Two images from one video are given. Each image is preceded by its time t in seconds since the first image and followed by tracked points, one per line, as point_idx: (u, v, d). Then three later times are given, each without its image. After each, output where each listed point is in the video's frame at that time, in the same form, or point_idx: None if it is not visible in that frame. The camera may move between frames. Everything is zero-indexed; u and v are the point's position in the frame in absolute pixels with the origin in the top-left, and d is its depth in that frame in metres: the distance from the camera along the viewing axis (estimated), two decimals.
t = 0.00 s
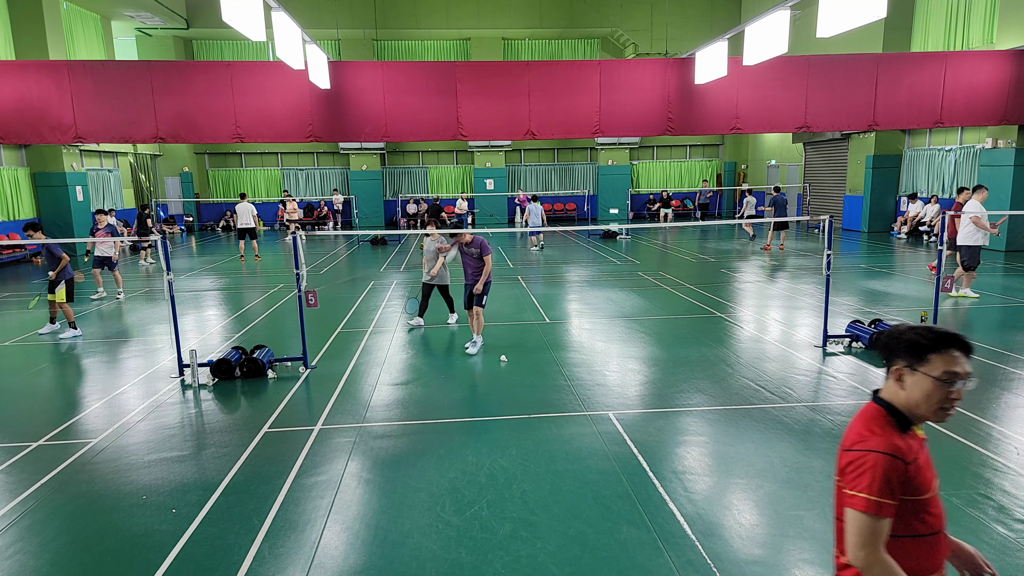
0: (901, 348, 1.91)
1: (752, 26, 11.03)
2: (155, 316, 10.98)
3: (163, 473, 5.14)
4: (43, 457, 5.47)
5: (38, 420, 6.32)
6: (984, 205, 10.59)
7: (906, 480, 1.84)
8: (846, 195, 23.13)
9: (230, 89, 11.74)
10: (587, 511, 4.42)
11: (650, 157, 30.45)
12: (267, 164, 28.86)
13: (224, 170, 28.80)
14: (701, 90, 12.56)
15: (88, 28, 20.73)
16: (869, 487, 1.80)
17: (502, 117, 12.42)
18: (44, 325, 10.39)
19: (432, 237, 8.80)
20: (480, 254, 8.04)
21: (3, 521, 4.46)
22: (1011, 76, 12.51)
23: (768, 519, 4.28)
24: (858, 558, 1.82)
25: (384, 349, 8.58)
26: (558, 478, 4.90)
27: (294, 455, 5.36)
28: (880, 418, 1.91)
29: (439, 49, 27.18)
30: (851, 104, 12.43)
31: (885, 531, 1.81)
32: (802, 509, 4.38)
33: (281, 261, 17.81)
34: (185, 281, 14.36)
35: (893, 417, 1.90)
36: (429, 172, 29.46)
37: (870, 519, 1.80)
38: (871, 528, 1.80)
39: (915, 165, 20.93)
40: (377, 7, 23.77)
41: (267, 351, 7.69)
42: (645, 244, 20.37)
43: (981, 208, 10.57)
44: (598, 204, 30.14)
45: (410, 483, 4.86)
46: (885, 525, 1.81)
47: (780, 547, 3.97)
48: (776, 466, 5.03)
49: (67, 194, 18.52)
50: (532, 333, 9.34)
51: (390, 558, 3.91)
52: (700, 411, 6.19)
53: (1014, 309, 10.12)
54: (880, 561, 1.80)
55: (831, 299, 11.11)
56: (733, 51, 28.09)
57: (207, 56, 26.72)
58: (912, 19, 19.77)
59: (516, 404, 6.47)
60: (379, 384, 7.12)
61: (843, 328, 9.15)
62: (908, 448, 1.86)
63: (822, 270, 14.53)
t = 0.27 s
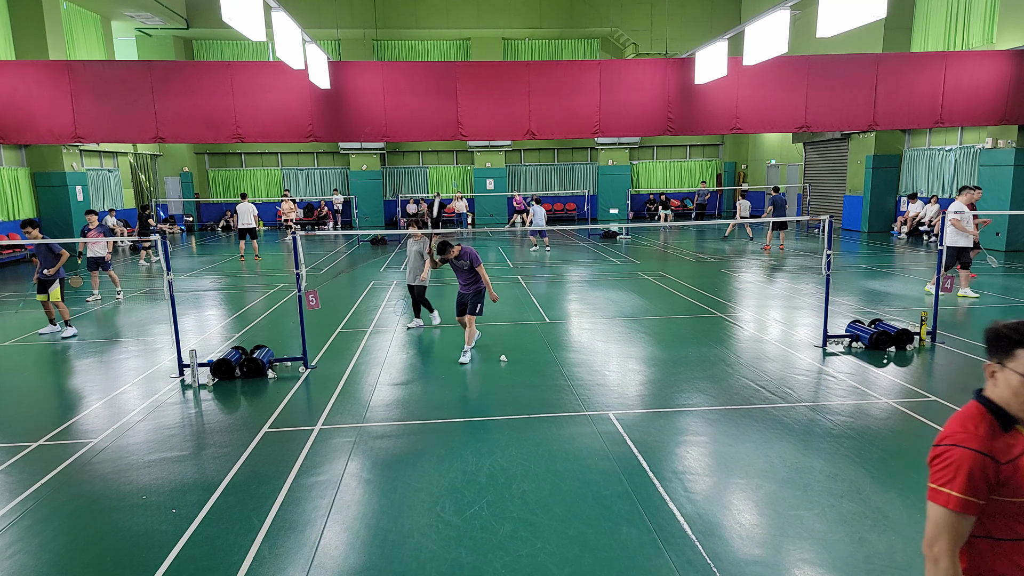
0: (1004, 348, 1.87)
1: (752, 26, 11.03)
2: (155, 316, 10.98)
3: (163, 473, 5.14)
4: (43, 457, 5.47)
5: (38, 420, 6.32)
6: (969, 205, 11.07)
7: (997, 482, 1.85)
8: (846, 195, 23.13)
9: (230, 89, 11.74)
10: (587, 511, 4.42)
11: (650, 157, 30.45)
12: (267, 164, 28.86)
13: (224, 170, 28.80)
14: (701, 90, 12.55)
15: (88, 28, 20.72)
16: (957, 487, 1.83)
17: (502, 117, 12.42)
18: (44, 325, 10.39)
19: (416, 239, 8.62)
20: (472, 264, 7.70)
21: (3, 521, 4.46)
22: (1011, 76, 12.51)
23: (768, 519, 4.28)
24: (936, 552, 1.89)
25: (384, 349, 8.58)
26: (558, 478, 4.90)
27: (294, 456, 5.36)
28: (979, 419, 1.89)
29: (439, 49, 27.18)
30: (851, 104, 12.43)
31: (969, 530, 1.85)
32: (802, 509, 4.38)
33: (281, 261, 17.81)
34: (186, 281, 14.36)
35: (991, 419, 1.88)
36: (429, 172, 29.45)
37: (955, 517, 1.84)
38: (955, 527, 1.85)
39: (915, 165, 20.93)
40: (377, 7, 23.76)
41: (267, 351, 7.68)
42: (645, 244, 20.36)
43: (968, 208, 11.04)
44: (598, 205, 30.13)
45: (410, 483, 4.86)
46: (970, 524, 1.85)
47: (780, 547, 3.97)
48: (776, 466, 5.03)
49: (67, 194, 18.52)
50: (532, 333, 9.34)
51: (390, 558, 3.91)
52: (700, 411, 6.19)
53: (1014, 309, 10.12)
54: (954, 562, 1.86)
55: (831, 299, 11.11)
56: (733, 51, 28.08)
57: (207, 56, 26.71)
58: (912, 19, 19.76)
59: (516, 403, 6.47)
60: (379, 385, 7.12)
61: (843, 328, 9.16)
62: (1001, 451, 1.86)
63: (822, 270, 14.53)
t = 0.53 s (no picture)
0: None
1: (752, 25, 11.01)
2: (154, 316, 10.96)
3: (163, 473, 5.12)
4: (42, 457, 5.45)
5: (37, 420, 6.30)
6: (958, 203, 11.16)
7: None
8: (846, 195, 23.10)
9: (230, 89, 11.72)
10: (587, 511, 4.40)
11: (650, 156, 30.42)
12: (267, 164, 28.84)
13: (224, 169, 28.78)
14: (701, 90, 12.53)
15: (87, 27, 20.70)
16: None
17: (502, 117, 12.39)
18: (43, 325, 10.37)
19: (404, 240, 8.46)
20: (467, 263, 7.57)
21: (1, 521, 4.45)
22: (1012, 76, 12.48)
23: (769, 520, 4.27)
24: (1000, 559, 1.76)
25: (384, 349, 8.56)
26: (558, 478, 4.88)
27: (294, 456, 5.34)
28: None
29: (439, 49, 27.16)
30: (852, 104, 12.40)
31: None
32: (803, 510, 4.37)
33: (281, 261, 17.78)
34: (185, 281, 14.34)
35: None
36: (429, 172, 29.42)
37: None
38: None
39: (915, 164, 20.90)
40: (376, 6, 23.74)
41: (266, 351, 7.67)
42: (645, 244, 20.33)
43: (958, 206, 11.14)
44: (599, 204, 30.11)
45: (410, 483, 4.84)
46: None
47: (781, 548, 3.96)
48: (777, 466, 5.01)
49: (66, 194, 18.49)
50: (532, 333, 9.32)
51: (389, 558, 3.90)
52: (701, 412, 6.17)
53: (1015, 309, 10.10)
54: (1019, 574, 1.72)
55: (832, 300, 11.09)
56: (734, 50, 28.05)
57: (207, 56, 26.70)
58: (913, 19, 19.74)
59: (516, 404, 6.45)
60: (379, 385, 7.11)
61: (843, 329, 9.14)
62: None
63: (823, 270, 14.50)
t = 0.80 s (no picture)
0: None
1: (751, 26, 11.04)
2: (155, 316, 10.98)
3: (163, 473, 5.14)
4: (43, 457, 5.47)
5: (39, 420, 6.32)
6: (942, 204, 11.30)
7: None
8: (846, 195, 23.14)
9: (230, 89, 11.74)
10: (587, 511, 4.42)
11: (650, 157, 30.46)
12: (267, 164, 28.88)
13: (224, 170, 28.81)
14: (701, 90, 12.55)
15: (88, 28, 20.72)
16: None
17: (502, 117, 12.42)
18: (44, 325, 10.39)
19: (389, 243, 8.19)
20: (461, 262, 7.46)
21: (3, 521, 4.46)
22: (1011, 76, 12.51)
23: (768, 519, 4.29)
24: None
25: (384, 349, 8.57)
26: (558, 478, 4.90)
27: (294, 455, 5.36)
28: None
29: (439, 49, 27.20)
30: (851, 104, 12.43)
31: None
32: (802, 509, 4.39)
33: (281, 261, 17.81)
34: (186, 281, 14.37)
35: None
36: (429, 172, 29.46)
37: None
38: None
39: (915, 165, 20.93)
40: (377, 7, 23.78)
41: (267, 351, 7.69)
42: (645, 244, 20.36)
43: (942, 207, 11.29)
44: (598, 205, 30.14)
45: (410, 483, 4.86)
46: None
47: (780, 547, 3.98)
48: (776, 466, 5.04)
49: (66, 194, 18.52)
50: (532, 333, 9.35)
51: (390, 558, 3.92)
52: (700, 411, 6.19)
53: (1014, 309, 10.12)
54: None
55: (831, 299, 11.11)
56: (733, 50, 28.08)
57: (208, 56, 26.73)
58: (912, 19, 19.77)
59: (516, 403, 6.47)
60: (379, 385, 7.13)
61: (842, 328, 9.16)
62: None
63: (822, 270, 14.53)
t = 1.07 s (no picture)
0: None
1: (752, 26, 11.03)
2: (155, 316, 10.98)
3: (164, 473, 5.14)
4: (43, 457, 5.47)
5: (39, 420, 6.32)
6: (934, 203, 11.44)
7: None
8: (846, 195, 23.14)
9: (230, 89, 11.74)
10: (587, 511, 4.42)
11: (650, 157, 30.46)
12: (267, 164, 28.88)
13: (224, 170, 28.82)
14: (701, 90, 12.55)
15: (88, 28, 20.71)
16: None
17: (502, 117, 12.43)
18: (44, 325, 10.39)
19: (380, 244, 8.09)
20: (453, 264, 7.41)
21: (3, 521, 4.46)
22: (1011, 76, 12.52)
23: (768, 519, 4.29)
24: None
25: (384, 349, 8.57)
26: (558, 478, 4.90)
27: (294, 455, 5.36)
28: None
29: (439, 49, 27.20)
30: (851, 104, 12.44)
31: None
32: (802, 509, 4.39)
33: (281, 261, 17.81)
34: (186, 281, 14.37)
35: None
36: (429, 172, 29.46)
37: None
38: None
39: (915, 165, 20.93)
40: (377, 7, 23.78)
41: (267, 351, 7.69)
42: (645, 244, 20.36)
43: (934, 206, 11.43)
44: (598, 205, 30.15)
45: (410, 483, 4.86)
46: None
47: (780, 547, 3.98)
48: (776, 466, 5.04)
49: (66, 194, 18.51)
50: (532, 333, 9.35)
51: (390, 558, 3.92)
52: (700, 411, 6.19)
53: (1014, 310, 10.12)
54: None
55: (831, 299, 11.11)
56: (733, 50, 28.08)
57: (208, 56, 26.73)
58: (912, 20, 19.78)
59: (515, 403, 6.47)
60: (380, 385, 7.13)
61: (842, 328, 9.16)
62: None
63: (822, 270, 14.52)
